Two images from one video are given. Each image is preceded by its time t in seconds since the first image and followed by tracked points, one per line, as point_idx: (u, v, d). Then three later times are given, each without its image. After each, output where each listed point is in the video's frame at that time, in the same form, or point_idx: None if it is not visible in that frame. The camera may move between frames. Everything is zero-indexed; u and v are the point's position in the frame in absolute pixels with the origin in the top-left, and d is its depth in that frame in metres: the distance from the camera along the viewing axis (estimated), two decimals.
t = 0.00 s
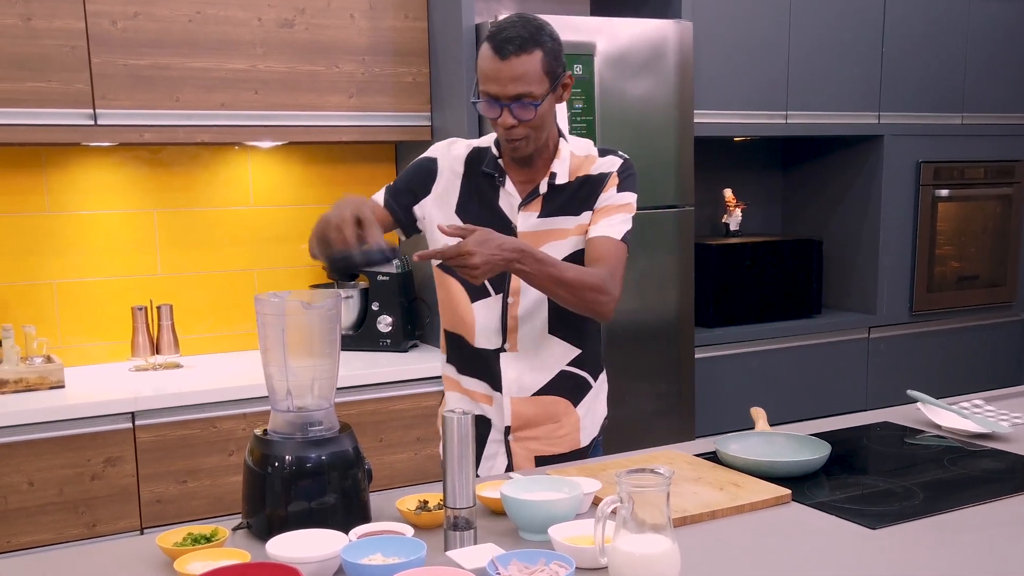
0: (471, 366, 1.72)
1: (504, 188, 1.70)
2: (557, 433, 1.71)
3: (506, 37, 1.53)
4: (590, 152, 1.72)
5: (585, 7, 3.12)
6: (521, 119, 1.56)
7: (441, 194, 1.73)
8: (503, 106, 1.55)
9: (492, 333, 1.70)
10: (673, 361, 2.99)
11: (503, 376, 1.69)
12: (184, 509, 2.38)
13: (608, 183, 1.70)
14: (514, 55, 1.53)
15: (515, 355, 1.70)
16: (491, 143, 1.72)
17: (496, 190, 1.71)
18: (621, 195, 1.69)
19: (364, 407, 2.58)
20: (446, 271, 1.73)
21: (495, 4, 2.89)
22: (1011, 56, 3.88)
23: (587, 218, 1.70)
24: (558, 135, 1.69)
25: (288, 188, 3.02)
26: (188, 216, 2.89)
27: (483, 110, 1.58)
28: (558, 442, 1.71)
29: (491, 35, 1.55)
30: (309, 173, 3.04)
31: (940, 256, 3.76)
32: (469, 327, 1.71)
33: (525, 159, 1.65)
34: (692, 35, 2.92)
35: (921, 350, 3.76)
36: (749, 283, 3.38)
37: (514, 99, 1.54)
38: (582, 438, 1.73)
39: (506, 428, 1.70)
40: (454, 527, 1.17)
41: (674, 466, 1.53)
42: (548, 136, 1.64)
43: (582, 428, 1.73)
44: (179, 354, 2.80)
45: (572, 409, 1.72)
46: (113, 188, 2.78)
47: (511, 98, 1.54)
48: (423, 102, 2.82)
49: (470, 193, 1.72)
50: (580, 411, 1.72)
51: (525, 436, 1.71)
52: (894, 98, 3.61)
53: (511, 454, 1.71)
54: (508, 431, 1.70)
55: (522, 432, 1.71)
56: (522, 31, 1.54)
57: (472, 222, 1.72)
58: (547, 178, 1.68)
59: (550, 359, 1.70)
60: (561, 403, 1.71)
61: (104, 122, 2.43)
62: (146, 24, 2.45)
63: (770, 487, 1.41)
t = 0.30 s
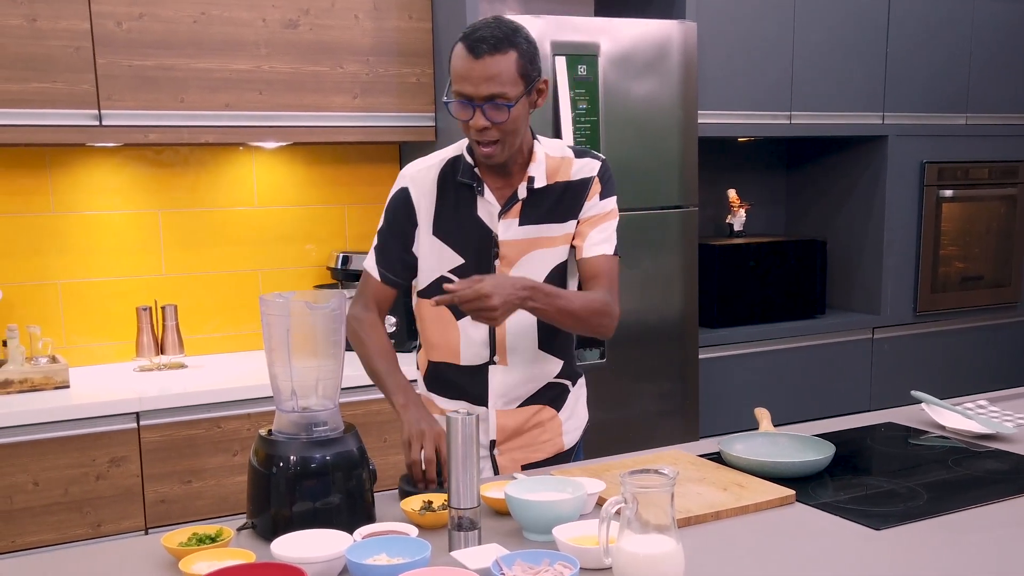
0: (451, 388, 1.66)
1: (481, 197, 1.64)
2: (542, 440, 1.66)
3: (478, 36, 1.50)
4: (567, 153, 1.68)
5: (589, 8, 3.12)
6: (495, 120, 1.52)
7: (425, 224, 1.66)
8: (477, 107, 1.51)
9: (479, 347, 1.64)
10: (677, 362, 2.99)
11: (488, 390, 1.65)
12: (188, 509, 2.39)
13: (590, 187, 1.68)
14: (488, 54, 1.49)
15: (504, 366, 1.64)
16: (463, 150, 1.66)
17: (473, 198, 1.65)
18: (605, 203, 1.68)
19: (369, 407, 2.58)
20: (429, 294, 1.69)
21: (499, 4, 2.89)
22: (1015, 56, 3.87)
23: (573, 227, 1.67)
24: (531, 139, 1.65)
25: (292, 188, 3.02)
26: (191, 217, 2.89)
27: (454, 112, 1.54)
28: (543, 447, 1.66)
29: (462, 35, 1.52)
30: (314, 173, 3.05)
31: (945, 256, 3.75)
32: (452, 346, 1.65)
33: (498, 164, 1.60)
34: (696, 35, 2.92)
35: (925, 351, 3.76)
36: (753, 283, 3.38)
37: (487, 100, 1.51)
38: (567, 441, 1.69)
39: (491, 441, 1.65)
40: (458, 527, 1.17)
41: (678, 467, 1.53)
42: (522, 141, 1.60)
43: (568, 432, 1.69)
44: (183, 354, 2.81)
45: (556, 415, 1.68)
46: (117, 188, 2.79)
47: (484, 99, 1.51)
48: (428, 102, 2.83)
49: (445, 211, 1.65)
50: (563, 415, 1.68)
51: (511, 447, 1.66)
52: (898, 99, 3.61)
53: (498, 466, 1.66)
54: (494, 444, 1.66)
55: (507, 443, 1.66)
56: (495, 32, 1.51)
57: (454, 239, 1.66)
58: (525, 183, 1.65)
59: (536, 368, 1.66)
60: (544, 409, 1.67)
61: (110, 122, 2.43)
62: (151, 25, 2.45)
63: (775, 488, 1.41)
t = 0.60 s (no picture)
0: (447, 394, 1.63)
1: (469, 195, 1.63)
2: (540, 441, 1.66)
3: (486, 30, 1.49)
4: (554, 152, 1.68)
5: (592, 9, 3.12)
6: (505, 114, 1.52)
7: (402, 223, 1.65)
8: (487, 102, 1.51)
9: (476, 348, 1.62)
10: (680, 362, 2.99)
11: (489, 391, 1.63)
12: (193, 509, 2.40)
13: (582, 188, 1.68)
14: (496, 48, 1.49)
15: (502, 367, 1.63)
16: (447, 149, 1.65)
17: (460, 198, 1.64)
18: (595, 206, 1.70)
19: (373, 407, 2.59)
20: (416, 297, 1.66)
21: (502, 5, 2.89)
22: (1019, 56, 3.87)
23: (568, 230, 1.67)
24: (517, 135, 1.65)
25: (295, 188, 3.02)
26: (194, 217, 2.90)
27: (461, 108, 1.52)
28: (542, 448, 1.66)
29: (464, 30, 1.51)
30: (317, 173, 3.05)
31: (948, 256, 3.75)
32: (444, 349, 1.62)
33: (498, 157, 1.60)
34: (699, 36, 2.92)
35: (929, 351, 3.76)
36: (757, 283, 3.38)
37: (498, 93, 1.50)
38: (563, 442, 1.69)
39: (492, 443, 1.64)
40: (462, 528, 1.17)
41: (681, 468, 1.53)
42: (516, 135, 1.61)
43: (563, 433, 1.70)
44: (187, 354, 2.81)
45: (553, 416, 1.68)
46: (121, 188, 2.79)
47: (495, 92, 1.50)
48: (431, 103, 2.83)
49: (428, 211, 1.64)
50: (559, 416, 1.69)
51: (511, 449, 1.65)
52: (902, 99, 3.60)
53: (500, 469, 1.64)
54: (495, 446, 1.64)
55: (507, 445, 1.65)
56: (499, 26, 1.51)
57: (437, 239, 1.64)
58: (512, 180, 1.64)
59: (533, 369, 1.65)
60: (543, 412, 1.67)
61: (114, 123, 2.44)
62: (155, 25, 2.46)
63: (778, 488, 1.41)
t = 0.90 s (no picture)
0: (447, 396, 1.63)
1: (472, 194, 1.63)
2: (541, 442, 1.66)
3: (506, 21, 1.51)
4: (554, 153, 1.68)
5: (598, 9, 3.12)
6: (525, 104, 1.52)
7: (401, 220, 1.64)
8: (508, 90, 1.50)
9: (477, 349, 1.62)
10: (685, 362, 2.98)
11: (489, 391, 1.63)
12: (197, 509, 2.40)
13: (581, 188, 1.69)
14: (517, 37, 1.50)
15: (502, 368, 1.63)
16: (450, 148, 1.65)
17: (463, 197, 1.63)
18: (595, 206, 1.70)
19: (378, 407, 2.59)
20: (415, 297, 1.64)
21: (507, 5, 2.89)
22: None
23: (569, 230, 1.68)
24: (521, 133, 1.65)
25: (301, 188, 3.03)
26: (199, 217, 2.90)
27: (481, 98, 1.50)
28: (543, 449, 1.66)
29: (482, 22, 1.52)
30: (323, 173, 3.06)
31: (954, 256, 3.74)
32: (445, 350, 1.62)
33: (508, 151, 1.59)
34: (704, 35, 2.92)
35: (934, 351, 3.75)
36: (762, 283, 3.37)
37: (519, 83, 1.50)
38: (565, 444, 1.69)
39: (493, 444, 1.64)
40: (468, 527, 1.17)
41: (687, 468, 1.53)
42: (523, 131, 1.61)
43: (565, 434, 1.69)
44: (192, 354, 2.82)
45: (555, 417, 1.68)
46: (127, 188, 2.80)
47: (516, 81, 1.50)
48: (437, 103, 2.83)
49: (430, 209, 1.63)
50: (561, 417, 1.69)
51: (511, 450, 1.65)
52: (908, 98, 3.60)
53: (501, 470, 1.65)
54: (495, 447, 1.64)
55: (508, 446, 1.65)
56: (516, 20, 1.53)
57: (439, 238, 1.64)
58: (515, 179, 1.64)
59: (534, 369, 1.66)
60: (543, 413, 1.67)
61: (120, 123, 2.44)
62: (160, 26, 2.46)
63: (783, 489, 1.41)
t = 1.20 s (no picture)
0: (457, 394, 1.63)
1: (486, 189, 1.63)
2: (551, 442, 1.66)
3: (522, 6, 1.59)
4: (567, 150, 1.70)
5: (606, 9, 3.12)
6: (545, 80, 1.54)
7: (413, 217, 1.64)
8: (529, 64, 1.53)
9: (486, 345, 1.63)
10: (693, 362, 2.98)
11: (499, 388, 1.63)
12: (206, 507, 2.41)
13: (595, 185, 1.70)
14: (533, 17, 1.57)
15: (512, 364, 1.64)
16: (463, 144, 1.65)
17: (476, 193, 1.64)
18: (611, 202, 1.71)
19: (386, 406, 2.59)
20: (426, 294, 1.64)
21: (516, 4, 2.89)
22: None
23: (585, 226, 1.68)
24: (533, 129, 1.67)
25: (310, 187, 3.03)
26: (209, 216, 2.91)
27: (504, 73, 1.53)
28: (552, 449, 1.66)
29: (497, 8, 1.59)
30: (332, 173, 3.06)
31: (963, 256, 3.73)
32: (456, 347, 1.63)
33: (525, 135, 1.59)
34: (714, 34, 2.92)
35: (942, 351, 3.73)
36: (771, 282, 3.37)
37: (539, 58, 1.54)
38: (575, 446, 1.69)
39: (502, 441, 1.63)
40: (478, 526, 1.17)
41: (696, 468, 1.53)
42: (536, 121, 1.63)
43: (575, 435, 1.69)
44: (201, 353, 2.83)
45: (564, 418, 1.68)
46: (137, 188, 2.81)
47: (536, 57, 1.55)
48: (445, 102, 2.83)
49: (442, 206, 1.63)
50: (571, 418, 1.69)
51: (521, 449, 1.64)
52: (917, 98, 3.59)
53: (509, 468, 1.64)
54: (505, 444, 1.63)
55: (517, 445, 1.64)
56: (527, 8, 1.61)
57: (450, 236, 1.63)
58: (527, 175, 1.65)
59: (544, 368, 1.66)
60: (553, 412, 1.66)
61: (130, 123, 2.45)
62: (171, 26, 2.47)
63: (793, 488, 1.40)
